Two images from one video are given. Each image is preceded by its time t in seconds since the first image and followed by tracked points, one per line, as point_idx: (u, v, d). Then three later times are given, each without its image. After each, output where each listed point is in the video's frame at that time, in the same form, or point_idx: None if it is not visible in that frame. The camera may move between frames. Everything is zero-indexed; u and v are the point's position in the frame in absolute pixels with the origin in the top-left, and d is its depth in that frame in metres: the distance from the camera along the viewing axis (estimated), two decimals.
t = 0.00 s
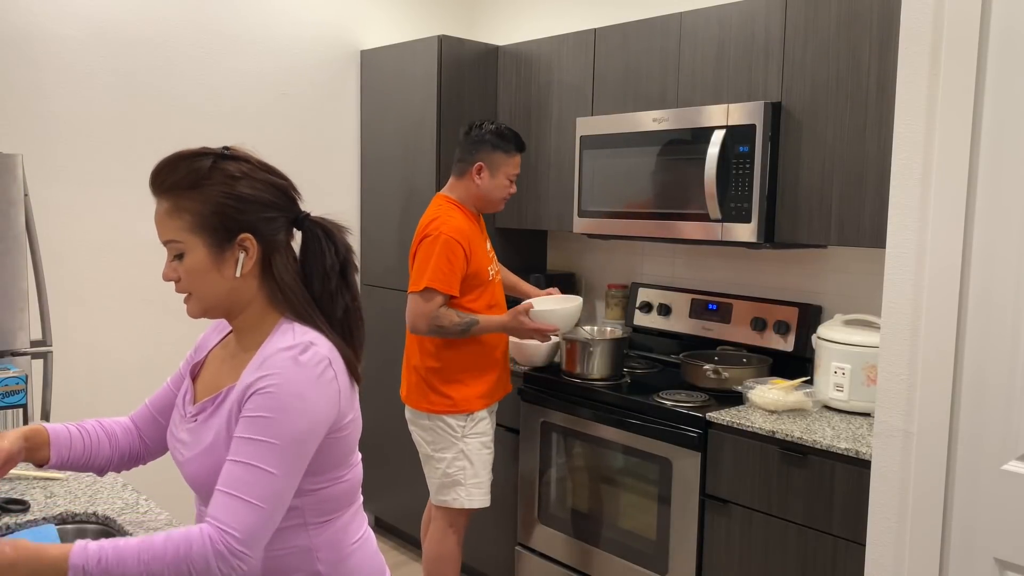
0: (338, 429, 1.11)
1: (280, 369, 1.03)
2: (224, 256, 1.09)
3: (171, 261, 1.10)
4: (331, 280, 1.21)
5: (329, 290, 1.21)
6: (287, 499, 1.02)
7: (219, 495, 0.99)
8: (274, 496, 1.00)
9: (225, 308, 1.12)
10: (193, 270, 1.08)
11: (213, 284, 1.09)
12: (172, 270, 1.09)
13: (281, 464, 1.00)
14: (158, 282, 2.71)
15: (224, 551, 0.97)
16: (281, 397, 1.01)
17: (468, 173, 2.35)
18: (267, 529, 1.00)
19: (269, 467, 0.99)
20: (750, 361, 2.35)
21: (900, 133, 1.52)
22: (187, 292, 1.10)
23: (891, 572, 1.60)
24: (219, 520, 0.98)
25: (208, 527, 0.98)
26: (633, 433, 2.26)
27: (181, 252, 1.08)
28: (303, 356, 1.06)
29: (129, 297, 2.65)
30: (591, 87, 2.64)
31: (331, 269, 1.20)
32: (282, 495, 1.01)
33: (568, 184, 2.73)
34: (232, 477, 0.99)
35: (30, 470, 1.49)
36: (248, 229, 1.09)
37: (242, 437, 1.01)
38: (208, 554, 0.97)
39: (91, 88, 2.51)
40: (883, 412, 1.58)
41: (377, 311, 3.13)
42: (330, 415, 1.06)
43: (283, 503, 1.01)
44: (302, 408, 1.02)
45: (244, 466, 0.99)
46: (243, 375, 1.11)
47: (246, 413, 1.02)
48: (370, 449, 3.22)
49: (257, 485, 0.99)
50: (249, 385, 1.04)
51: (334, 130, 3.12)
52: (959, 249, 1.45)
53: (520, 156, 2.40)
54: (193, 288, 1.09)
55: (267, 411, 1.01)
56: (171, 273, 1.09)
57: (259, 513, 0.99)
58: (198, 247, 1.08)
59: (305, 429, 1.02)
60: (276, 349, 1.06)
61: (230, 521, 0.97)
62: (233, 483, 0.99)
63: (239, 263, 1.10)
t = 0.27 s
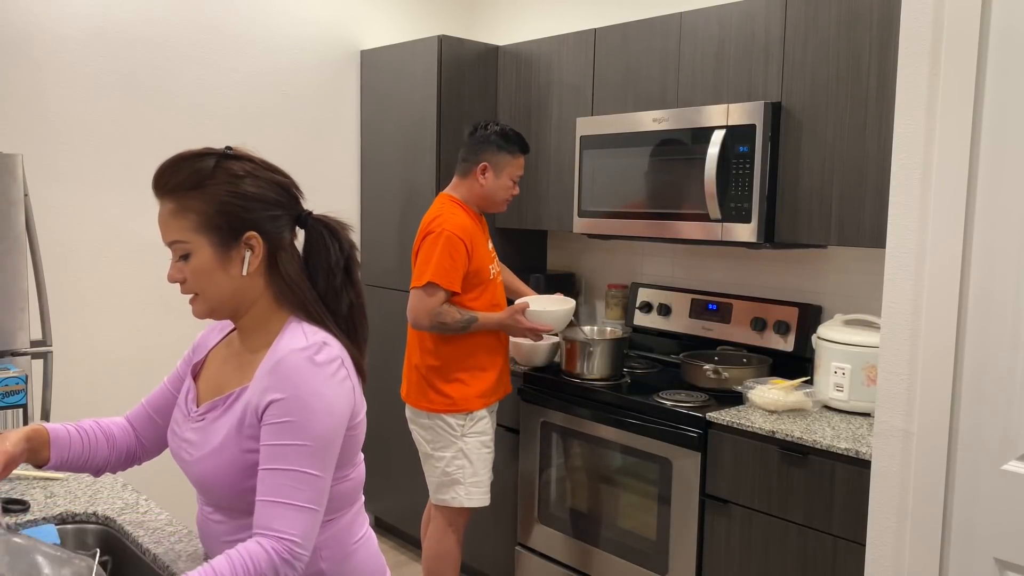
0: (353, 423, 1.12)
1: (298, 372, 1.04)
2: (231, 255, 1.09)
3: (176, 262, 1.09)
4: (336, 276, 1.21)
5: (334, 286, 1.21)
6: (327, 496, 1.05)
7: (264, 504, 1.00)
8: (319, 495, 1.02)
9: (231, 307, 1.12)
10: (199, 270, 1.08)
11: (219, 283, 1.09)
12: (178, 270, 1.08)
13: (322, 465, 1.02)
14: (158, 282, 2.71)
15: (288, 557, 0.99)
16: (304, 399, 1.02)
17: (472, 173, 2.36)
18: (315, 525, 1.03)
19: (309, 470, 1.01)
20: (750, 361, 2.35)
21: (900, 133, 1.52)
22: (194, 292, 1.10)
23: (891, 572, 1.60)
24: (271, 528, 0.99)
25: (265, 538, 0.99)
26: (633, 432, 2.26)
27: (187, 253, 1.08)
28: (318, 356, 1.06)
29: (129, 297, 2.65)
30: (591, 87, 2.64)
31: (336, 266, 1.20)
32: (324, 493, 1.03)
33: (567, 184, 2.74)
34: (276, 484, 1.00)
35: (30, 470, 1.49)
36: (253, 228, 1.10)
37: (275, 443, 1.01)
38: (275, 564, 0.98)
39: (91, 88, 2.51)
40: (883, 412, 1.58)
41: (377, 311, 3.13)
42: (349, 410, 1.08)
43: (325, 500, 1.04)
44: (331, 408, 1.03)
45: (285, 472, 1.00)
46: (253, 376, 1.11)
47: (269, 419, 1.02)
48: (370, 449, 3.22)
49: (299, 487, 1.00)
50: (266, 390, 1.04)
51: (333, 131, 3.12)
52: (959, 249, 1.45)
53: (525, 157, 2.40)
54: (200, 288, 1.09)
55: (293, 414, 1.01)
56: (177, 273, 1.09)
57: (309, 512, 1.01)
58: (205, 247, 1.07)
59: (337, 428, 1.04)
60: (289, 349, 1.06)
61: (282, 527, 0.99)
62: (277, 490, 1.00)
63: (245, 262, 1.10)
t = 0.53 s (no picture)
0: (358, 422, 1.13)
1: (304, 372, 1.04)
2: (240, 254, 1.09)
3: (183, 263, 1.09)
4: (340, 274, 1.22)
5: (339, 284, 1.21)
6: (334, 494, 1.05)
7: (272, 504, 1.00)
8: (327, 495, 1.03)
9: (238, 307, 1.12)
10: (208, 270, 1.08)
11: (227, 283, 1.09)
12: (184, 271, 1.08)
13: (328, 465, 1.02)
14: (158, 282, 2.71)
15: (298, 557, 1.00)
16: (310, 400, 1.02)
17: (472, 172, 2.36)
18: (323, 524, 1.04)
19: (317, 470, 1.01)
20: (750, 361, 2.35)
21: (900, 133, 1.52)
22: (202, 292, 1.09)
23: (891, 572, 1.60)
24: (279, 528, 0.99)
25: (275, 539, 0.99)
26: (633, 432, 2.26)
27: (196, 253, 1.07)
28: (324, 355, 1.06)
29: (128, 297, 2.65)
30: (591, 87, 2.64)
31: (341, 264, 1.21)
32: (331, 492, 1.04)
33: (567, 184, 2.74)
34: (283, 484, 1.00)
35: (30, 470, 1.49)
36: (261, 227, 1.10)
37: (282, 443, 1.01)
38: (286, 563, 0.99)
39: (91, 88, 2.50)
40: (883, 412, 1.58)
41: (377, 311, 3.13)
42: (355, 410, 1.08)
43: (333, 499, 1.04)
44: (337, 408, 1.03)
45: (293, 473, 1.00)
46: (258, 375, 1.11)
47: (276, 420, 1.02)
48: (370, 449, 3.22)
49: (307, 488, 1.01)
50: (272, 391, 1.04)
51: (333, 131, 3.12)
52: (959, 249, 1.45)
53: (525, 157, 2.40)
54: (209, 288, 1.09)
55: (300, 415, 1.01)
56: (184, 274, 1.08)
57: (318, 512, 1.02)
58: (213, 247, 1.07)
59: (344, 428, 1.04)
60: (295, 349, 1.06)
61: (290, 526, 1.00)
62: (284, 490, 1.00)
63: (253, 261, 1.10)
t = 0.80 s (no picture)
0: (355, 424, 1.12)
1: (304, 370, 1.04)
2: (245, 254, 1.09)
3: (187, 262, 1.08)
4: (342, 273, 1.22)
5: (341, 283, 1.22)
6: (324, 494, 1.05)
7: (261, 498, 1.00)
8: (315, 494, 1.02)
9: (241, 306, 1.12)
10: (212, 270, 1.07)
11: (231, 282, 1.09)
12: (187, 271, 1.08)
13: (320, 464, 1.02)
14: (158, 282, 2.71)
15: (281, 553, 0.99)
16: (307, 398, 1.02)
17: (471, 172, 2.36)
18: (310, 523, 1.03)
19: (308, 468, 1.01)
20: (750, 361, 2.35)
21: (900, 133, 1.52)
22: (205, 292, 1.09)
23: (891, 572, 1.60)
24: (266, 523, 0.99)
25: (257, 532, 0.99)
26: (633, 432, 2.26)
27: (201, 253, 1.07)
28: (324, 354, 1.06)
29: (128, 297, 2.65)
30: (591, 87, 2.64)
31: (344, 263, 1.22)
32: (321, 492, 1.03)
33: (567, 184, 2.74)
34: (272, 479, 1.00)
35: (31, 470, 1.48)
36: (266, 227, 1.10)
37: (276, 438, 1.01)
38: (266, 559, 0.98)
39: (91, 88, 2.50)
40: (883, 412, 1.58)
41: (377, 311, 3.13)
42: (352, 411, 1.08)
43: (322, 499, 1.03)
44: (332, 407, 1.03)
45: (283, 469, 1.00)
46: (259, 372, 1.11)
47: (272, 416, 1.02)
48: (370, 449, 3.22)
49: (297, 485, 1.00)
50: (271, 387, 1.04)
51: (333, 131, 3.12)
52: (959, 249, 1.45)
53: (523, 156, 2.39)
54: (213, 288, 1.09)
55: (296, 413, 1.01)
56: (187, 274, 1.08)
57: (305, 511, 1.01)
58: (219, 247, 1.07)
59: (338, 428, 1.03)
60: (295, 348, 1.06)
61: (277, 523, 0.99)
62: (274, 486, 1.00)
63: (258, 261, 1.10)
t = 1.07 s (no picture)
0: (344, 428, 1.11)
1: (292, 362, 1.04)
2: (254, 256, 1.09)
3: (194, 262, 1.07)
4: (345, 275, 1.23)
5: (345, 285, 1.23)
6: (279, 493, 1.02)
7: (211, 476, 0.99)
8: (268, 485, 0.99)
9: (247, 306, 1.12)
10: (221, 270, 1.07)
11: (239, 283, 1.09)
12: (194, 270, 1.07)
13: (278, 454, 1.00)
14: (159, 282, 2.71)
15: (208, 532, 0.97)
16: (288, 388, 1.02)
17: (470, 172, 2.36)
18: (256, 516, 1.00)
19: (266, 456, 0.99)
20: (750, 361, 2.35)
21: (900, 133, 1.52)
22: (212, 293, 1.09)
23: (891, 572, 1.60)
24: (206, 501, 0.97)
25: (191, 506, 0.98)
26: (633, 432, 2.26)
27: (209, 253, 1.07)
28: (313, 351, 1.07)
29: (128, 297, 2.65)
30: (591, 87, 2.64)
31: (348, 266, 1.23)
32: (274, 486, 1.00)
33: (567, 184, 2.74)
34: (227, 460, 0.99)
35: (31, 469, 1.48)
36: (276, 229, 1.11)
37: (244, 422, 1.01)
38: (190, 534, 0.96)
39: (91, 88, 2.51)
40: (883, 412, 1.58)
41: (377, 311, 3.13)
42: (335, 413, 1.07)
43: (276, 493, 1.01)
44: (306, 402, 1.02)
45: (239, 451, 0.99)
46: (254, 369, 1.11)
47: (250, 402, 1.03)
48: (370, 449, 3.22)
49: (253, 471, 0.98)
50: (258, 376, 1.05)
51: (333, 131, 3.12)
52: (959, 249, 1.45)
53: (521, 155, 2.39)
54: (221, 289, 1.08)
55: (273, 400, 1.01)
56: (193, 273, 1.07)
57: (252, 499, 0.98)
58: (228, 248, 1.07)
59: (305, 421, 1.02)
60: (288, 345, 1.07)
61: (216, 503, 0.97)
62: (226, 467, 0.98)
63: (266, 262, 1.11)
